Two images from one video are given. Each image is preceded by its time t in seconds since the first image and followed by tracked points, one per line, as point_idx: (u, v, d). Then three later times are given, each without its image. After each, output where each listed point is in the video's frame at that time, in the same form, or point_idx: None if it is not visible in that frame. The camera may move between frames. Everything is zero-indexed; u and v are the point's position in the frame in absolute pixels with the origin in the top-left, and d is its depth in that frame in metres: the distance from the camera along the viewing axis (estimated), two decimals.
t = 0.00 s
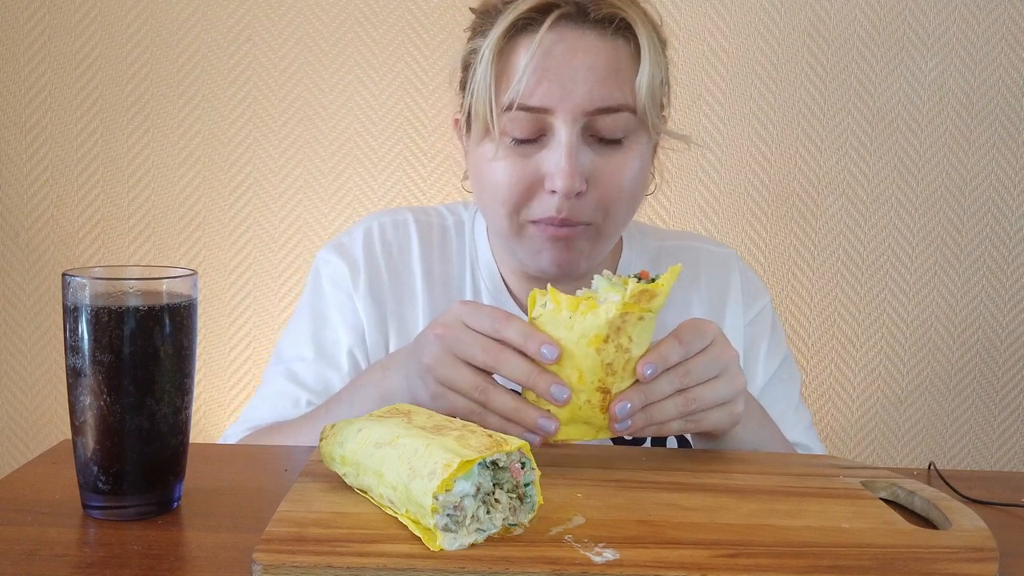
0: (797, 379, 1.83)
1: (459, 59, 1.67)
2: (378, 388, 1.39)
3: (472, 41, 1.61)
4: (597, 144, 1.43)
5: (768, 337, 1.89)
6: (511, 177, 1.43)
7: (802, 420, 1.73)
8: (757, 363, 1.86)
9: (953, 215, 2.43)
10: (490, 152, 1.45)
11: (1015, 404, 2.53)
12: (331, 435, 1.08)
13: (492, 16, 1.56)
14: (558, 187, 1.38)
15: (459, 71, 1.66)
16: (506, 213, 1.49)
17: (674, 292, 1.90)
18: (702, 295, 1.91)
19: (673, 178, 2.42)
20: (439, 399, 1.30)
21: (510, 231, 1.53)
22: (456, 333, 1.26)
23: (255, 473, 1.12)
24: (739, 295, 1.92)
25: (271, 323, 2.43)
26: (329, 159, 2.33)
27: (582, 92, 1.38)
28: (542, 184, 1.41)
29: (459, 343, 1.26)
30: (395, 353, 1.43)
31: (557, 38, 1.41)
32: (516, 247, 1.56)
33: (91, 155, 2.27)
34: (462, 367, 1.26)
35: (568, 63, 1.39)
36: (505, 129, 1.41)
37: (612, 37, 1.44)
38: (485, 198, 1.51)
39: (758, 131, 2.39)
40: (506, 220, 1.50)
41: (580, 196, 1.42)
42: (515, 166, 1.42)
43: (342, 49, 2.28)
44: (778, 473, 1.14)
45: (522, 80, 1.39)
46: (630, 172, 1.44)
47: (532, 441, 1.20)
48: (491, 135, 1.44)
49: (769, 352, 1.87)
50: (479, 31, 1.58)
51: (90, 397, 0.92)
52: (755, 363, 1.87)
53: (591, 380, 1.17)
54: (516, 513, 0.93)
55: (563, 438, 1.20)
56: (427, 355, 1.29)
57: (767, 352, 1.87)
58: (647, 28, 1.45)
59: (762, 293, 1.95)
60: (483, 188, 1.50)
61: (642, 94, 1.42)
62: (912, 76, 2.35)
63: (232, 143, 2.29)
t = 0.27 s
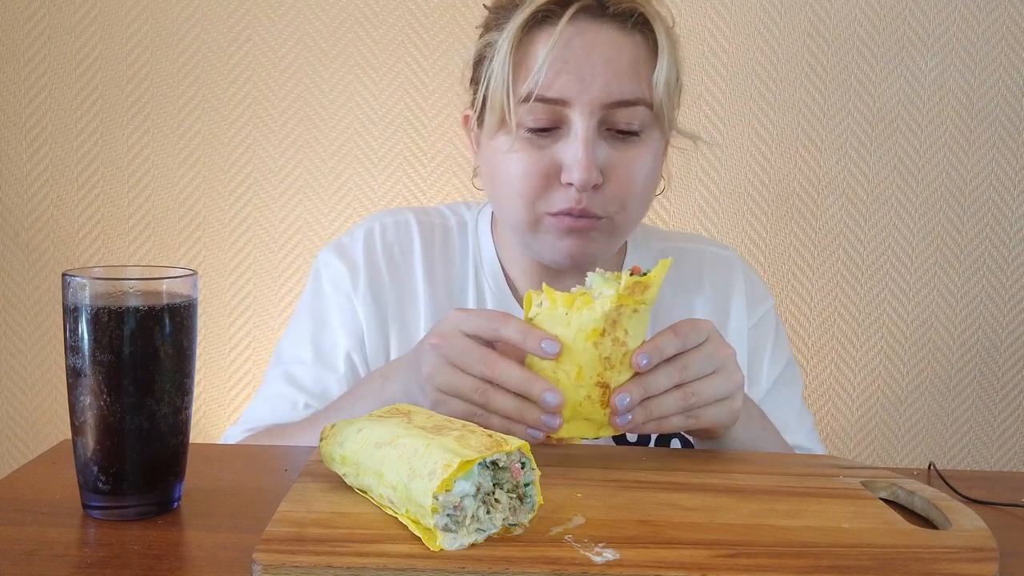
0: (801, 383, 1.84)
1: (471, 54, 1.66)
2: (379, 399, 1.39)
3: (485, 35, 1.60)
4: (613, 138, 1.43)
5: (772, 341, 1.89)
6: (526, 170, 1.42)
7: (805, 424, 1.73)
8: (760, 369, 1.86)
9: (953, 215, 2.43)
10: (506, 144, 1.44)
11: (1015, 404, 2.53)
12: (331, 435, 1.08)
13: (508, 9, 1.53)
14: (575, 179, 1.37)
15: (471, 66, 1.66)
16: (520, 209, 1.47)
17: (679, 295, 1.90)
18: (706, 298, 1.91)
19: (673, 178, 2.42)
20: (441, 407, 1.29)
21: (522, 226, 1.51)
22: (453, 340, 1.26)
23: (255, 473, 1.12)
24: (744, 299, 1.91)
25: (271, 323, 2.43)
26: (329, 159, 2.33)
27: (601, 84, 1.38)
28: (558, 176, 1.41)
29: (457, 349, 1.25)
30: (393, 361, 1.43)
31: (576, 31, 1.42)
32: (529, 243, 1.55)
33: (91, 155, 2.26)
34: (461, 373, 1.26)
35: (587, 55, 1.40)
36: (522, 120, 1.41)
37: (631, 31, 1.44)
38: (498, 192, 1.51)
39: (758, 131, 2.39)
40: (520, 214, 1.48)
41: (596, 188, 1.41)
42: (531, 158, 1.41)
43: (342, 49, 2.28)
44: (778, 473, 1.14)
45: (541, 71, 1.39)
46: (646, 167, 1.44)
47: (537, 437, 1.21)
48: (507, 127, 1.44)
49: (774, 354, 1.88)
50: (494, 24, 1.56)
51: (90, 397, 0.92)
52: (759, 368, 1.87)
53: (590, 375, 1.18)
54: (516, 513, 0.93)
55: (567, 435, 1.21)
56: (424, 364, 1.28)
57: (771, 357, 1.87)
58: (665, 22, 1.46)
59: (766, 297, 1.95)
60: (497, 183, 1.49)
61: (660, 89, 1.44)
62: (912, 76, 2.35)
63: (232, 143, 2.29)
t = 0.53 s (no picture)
0: (802, 385, 1.85)
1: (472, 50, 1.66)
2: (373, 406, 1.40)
3: (485, 30, 1.60)
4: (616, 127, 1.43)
5: (774, 344, 1.90)
6: (531, 161, 1.41)
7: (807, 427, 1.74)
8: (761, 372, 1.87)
9: (953, 215, 2.43)
10: (509, 135, 1.44)
11: (1015, 404, 2.53)
12: (331, 435, 1.08)
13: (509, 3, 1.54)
14: (580, 167, 1.37)
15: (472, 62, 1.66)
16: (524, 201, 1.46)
17: (682, 296, 1.89)
18: (708, 300, 1.90)
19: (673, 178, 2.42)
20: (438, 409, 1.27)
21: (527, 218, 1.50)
22: (448, 342, 1.26)
23: (255, 473, 1.12)
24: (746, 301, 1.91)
25: (271, 323, 2.43)
26: (329, 159, 2.33)
27: (605, 73, 1.39)
28: (562, 166, 1.40)
29: (452, 348, 1.25)
30: (387, 369, 1.44)
31: (580, 20, 1.42)
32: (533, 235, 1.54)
33: (91, 155, 2.26)
34: (457, 372, 1.25)
35: (590, 44, 1.40)
36: (526, 110, 1.41)
37: (634, 21, 1.44)
38: (501, 184, 1.50)
39: (758, 131, 2.39)
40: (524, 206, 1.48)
41: (601, 177, 1.40)
42: (535, 148, 1.41)
43: (342, 49, 2.27)
44: (778, 473, 1.14)
45: (545, 61, 1.40)
46: (650, 156, 1.43)
47: (538, 429, 1.21)
48: (511, 117, 1.43)
49: (776, 357, 1.88)
50: (495, 18, 1.57)
51: (90, 397, 0.92)
52: (760, 370, 1.87)
53: (587, 358, 1.20)
54: (516, 513, 0.94)
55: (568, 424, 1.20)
56: (418, 366, 1.27)
57: (772, 359, 1.88)
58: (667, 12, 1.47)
59: (768, 299, 1.95)
60: (500, 175, 1.49)
61: (663, 81, 1.45)
62: (912, 76, 2.35)
63: (232, 143, 2.29)
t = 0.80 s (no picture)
0: (802, 387, 1.85)
1: (471, 52, 1.67)
2: (372, 407, 1.40)
3: (485, 32, 1.61)
4: (617, 129, 1.43)
5: (774, 344, 1.90)
6: (531, 162, 1.41)
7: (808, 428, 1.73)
8: (762, 373, 1.87)
9: (953, 215, 2.43)
10: (509, 137, 1.44)
11: (1015, 404, 2.53)
12: (331, 435, 1.08)
13: (509, 4, 1.54)
14: (580, 169, 1.37)
15: (472, 65, 1.66)
16: (524, 203, 1.46)
17: (682, 296, 1.89)
18: (708, 300, 1.90)
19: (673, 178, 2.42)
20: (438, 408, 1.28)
21: (526, 221, 1.50)
22: (447, 340, 1.26)
23: (255, 473, 1.12)
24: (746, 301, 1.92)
25: (271, 323, 2.43)
26: (329, 159, 2.33)
27: (605, 75, 1.39)
28: (562, 168, 1.40)
29: (452, 347, 1.25)
30: (387, 369, 1.44)
31: (580, 22, 1.42)
32: (533, 239, 1.54)
33: (91, 155, 2.27)
34: (457, 370, 1.25)
35: (590, 46, 1.40)
36: (526, 112, 1.41)
37: (635, 23, 1.45)
38: (500, 186, 1.50)
39: (758, 131, 2.39)
40: (523, 208, 1.48)
41: (601, 180, 1.40)
42: (535, 150, 1.41)
43: (342, 49, 2.27)
44: (778, 473, 1.14)
45: (545, 62, 1.40)
46: (650, 160, 1.44)
47: (535, 425, 1.21)
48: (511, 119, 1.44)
49: (776, 358, 1.88)
50: (495, 19, 1.57)
51: (90, 397, 0.92)
52: (761, 371, 1.87)
53: (586, 354, 1.20)
54: (516, 513, 0.94)
55: (567, 421, 1.20)
56: (418, 365, 1.27)
57: (772, 360, 1.88)
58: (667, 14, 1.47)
59: (768, 300, 1.95)
60: (500, 177, 1.49)
61: (664, 83, 1.45)
62: (912, 76, 2.35)
63: (232, 143, 2.29)
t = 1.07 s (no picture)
0: (803, 388, 1.85)
1: (470, 53, 1.66)
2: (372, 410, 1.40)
3: (484, 33, 1.60)
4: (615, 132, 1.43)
5: (774, 344, 1.90)
6: (529, 167, 1.42)
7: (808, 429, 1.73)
8: (762, 374, 1.87)
9: (953, 215, 2.43)
10: (507, 141, 1.44)
11: (1015, 404, 2.53)
12: (331, 435, 1.08)
13: (507, 5, 1.54)
14: (578, 173, 1.37)
15: (471, 66, 1.66)
16: (523, 207, 1.47)
17: (683, 297, 1.89)
18: (709, 301, 1.90)
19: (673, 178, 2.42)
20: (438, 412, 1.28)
21: (526, 223, 1.50)
22: (449, 345, 1.27)
23: (256, 473, 1.12)
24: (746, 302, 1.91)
25: (271, 323, 2.43)
26: (329, 159, 2.33)
27: (603, 79, 1.38)
28: (560, 172, 1.41)
29: (454, 350, 1.26)
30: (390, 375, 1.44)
31: (578, 25, 1.41)
32: (532, 241, 1.54)
33: (91, 155, 2.27)
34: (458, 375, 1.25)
35: (588, 50, 1.40)
36: (524, 116, 1.41)
37: (633, 26, 1.44)
38: (499, 188, 1.50)
39: (758, 131, 2.39)
40: (522, 211, 1.48)
41: (599, 184, 1.40)
42: (533, 153, 1.41)
43: (342, 49, 2.27)
44: (778, 473, 1.14)
45: (543, 66, 1.39)
46: (649, 163, 1.44)
47: (535, 432, 1.21)
48: (509, 123, 1.44)
49: (777, 359, 1.88)
50: (494, 21, 1.57)
51: (90, 397, 0.92)
52: (761, 372, 1.87)
53: (587, 360, 1.20)
54: (516, 513, 0.94)
55: (567, 428, 1.19)
56: (420, 369, 1.28)
57: (772, 360, 1.88)
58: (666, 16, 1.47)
59: (768, 300, 1.95)
60: (499, 181, 1.49)
61: (663, 85, 1.44)
62: (912, 76, 2.35)
63: (232, 143, 2.29)
